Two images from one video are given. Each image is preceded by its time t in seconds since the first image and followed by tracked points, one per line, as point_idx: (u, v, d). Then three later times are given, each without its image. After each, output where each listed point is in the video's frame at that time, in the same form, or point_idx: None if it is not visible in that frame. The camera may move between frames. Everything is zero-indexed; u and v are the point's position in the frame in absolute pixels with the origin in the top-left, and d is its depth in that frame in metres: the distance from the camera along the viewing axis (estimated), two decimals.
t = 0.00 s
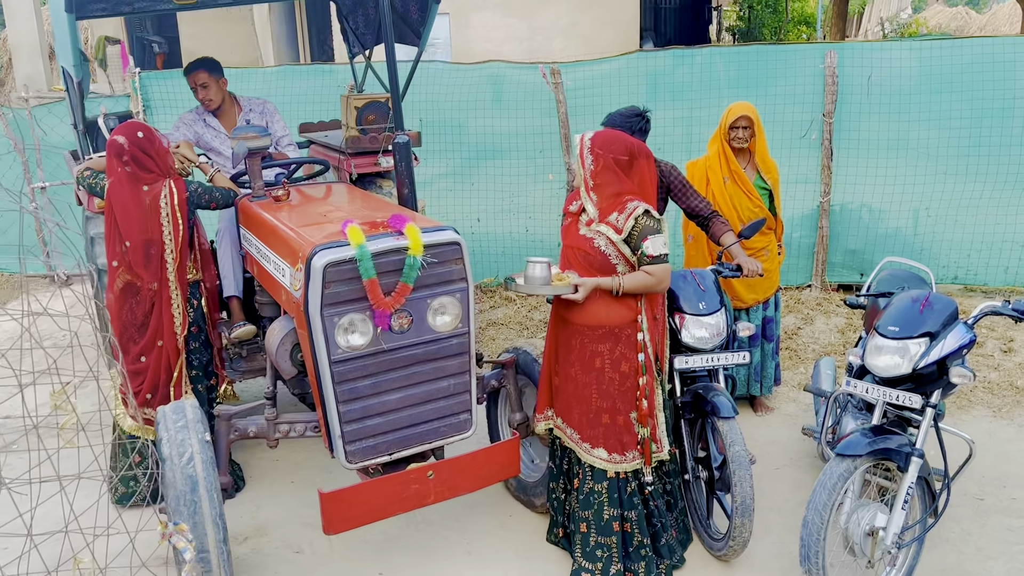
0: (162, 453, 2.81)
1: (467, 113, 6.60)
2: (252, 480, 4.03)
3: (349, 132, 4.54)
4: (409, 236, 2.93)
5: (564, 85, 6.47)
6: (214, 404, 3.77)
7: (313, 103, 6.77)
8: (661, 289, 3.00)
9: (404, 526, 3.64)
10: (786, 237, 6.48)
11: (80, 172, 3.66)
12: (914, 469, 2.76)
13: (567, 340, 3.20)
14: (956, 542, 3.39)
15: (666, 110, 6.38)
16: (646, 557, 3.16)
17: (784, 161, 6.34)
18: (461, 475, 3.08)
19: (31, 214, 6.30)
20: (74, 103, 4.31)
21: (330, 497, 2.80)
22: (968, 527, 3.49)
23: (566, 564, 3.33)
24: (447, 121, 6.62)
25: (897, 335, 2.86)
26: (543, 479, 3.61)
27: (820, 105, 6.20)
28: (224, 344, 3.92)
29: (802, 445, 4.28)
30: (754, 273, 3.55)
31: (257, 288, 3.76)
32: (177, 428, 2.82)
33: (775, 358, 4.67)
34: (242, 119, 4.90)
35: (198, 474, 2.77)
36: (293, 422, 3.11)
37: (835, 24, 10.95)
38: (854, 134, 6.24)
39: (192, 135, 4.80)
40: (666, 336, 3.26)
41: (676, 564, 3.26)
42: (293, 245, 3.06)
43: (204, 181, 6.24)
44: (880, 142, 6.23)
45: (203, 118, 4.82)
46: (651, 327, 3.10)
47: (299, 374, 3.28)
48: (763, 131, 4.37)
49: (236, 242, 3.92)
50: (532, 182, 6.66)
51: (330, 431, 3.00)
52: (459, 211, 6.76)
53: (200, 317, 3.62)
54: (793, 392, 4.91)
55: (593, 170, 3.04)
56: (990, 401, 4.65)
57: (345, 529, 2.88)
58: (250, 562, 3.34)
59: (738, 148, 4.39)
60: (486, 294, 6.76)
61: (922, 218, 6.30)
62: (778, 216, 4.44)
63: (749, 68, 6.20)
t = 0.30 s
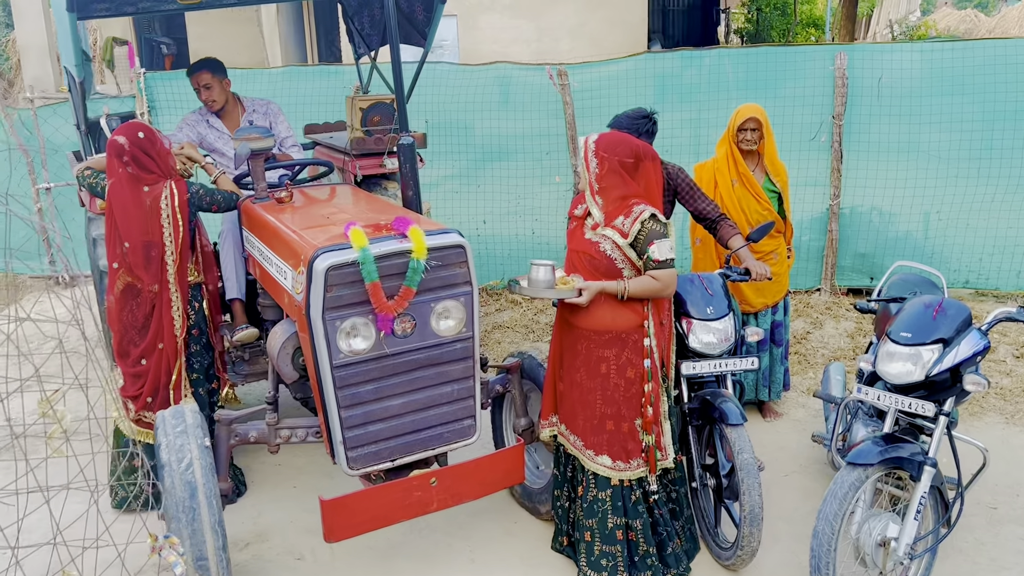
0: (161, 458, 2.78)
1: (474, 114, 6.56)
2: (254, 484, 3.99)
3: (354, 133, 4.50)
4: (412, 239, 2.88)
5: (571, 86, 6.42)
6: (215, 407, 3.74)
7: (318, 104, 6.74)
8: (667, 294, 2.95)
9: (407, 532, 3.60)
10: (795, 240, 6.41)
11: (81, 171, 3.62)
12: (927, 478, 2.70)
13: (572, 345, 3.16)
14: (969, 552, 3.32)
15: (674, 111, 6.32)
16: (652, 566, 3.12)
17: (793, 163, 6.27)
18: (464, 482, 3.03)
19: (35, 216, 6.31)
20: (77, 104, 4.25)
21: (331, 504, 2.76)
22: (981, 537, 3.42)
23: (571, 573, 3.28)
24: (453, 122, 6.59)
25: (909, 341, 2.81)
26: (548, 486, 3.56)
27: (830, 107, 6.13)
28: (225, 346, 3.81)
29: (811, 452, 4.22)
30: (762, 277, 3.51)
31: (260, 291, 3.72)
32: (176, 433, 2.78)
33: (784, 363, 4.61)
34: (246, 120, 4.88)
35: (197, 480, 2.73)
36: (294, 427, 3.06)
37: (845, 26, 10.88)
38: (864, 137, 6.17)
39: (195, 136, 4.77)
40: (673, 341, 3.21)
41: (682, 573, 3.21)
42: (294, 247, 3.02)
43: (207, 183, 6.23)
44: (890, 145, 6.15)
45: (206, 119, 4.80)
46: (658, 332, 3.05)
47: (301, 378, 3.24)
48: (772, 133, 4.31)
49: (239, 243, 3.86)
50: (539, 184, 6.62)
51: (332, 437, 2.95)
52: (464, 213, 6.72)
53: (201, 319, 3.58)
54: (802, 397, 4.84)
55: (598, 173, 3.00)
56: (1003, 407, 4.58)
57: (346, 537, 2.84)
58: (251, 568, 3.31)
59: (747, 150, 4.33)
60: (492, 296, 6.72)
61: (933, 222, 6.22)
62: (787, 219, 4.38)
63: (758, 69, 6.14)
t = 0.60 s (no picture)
0: (160, 464, 2.74)
1: (483, 115, 6.51)
2: (258, 489, 3.95)
3: (361, 134, 4.46)
4: (416, 242, 2.83)
5: (581, 87, 6.36)
6: (219, 412, 3.71)
7: (326, 104, 6.70)
8: (678, 299, 2.90)
9: (411, 540, 3.55)
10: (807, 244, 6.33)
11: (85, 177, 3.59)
12: (944, 490, 2.62)
13: (581, 351, 3.10)
14: (986, 565, 3.24)
15: (685, 113, 6.25)
16: None
17: (805, 165, 6.19)
18: (469, 490, 2.97)
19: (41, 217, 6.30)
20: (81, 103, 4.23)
21: (333, 512, 2.71)
22: (998, 549, 3.34)
23: None
24: (461, 123, 6.54)
25: (926, 349, 2.73)
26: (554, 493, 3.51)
27: (843, 109, 6.04)
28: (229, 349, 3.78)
29: (824, 460, 4.14)
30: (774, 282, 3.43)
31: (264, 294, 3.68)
32: (177, 438, 2.75)
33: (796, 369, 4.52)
34: (251, 120, 4.84)
35: (197, 487, 2.69)
36: (297, 433, 3.01)
37: (857, 28, 10.77)
38: (878, 139, 6.08)
39: (199, 137, 4.73)
40: (683, 347, 3.14)
41: None
42: (298, 249, 2.98)
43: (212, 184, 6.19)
44: (904, 147, 6.06)
45: (211, 119, 4.76)
46: (669, 338, 2.99)
47: (304, 383, 3.20)
48: (785, 135, 4.24)
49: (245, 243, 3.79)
50: (548, 186, 6.56)
51: (334, 443, 2.91)
52: (472, 215, 6.66)
53: (204, 322, 3.54)
54: (815, 404, 4.77)
55: (606, 175, 2.96)
56: (1020, 416, 4.48)
57: (348, 546, 2.78)
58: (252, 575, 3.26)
59: (759, 152, 4.26)
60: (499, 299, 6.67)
61: (948, 225, 6.13)
62: (800, 222, 4.30)
63: (771, 70, 6.07)
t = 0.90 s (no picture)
0: (160, 468, 2.72)
1: (493, 116, 6.46)
2: (263, 493, 3.94)
3: (370, 135, 4.44)
4: (420, 246, 2.79)
5: (591, 89, 6.29)
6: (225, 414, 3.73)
7: (336, 105, 6.68)
8: (686, 305, 2.86)
9: (415, 546, 3.51)
10: (821, 247, 6.24)
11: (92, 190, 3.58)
12: (957, 502, 2.56)
13: (587, 356, 3.06)
14: None
15: (697, 114, 6.18)
16: None
17: (819, 168, 6.11)
18: (472, 497, 2.93)
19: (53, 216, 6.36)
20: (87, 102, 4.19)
21: (333, 518, 2.68)
22: (1014, 562, 3.26)
23: None
24: (472, 124, 6.50)
25: (939, 357, 2.66)
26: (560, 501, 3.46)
27: (858, 111, 5.96)
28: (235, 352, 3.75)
29: (836, 468, 4.07)
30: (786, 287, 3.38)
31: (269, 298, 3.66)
32: (177, 442, 2.73)
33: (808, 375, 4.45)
34: (258, 120, 4.81)
35: (196, 491, 2.67)
36: (299, 437, 2.97)
37: (875, 28, 10.65)
38: (894, 141, 5.99)
39: (207, 137, 4.72)
40: (691, 353, 3.09)
41: None
42: (301, 251, 2.95)
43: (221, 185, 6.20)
44: (920, 149, 5.96)
45: (218, 119, 4.76)
46: (677, 344, 2.94)
47: (307, 387, 3.17)
48: (797, 137, 4.17)
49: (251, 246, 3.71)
50: (558, 188, 6.51)
51: (336, 449, 2.88)
52: (482, 216, 6.63)
53: (208, 324, 3.56)
54: (827, 410, 4.69)
55: (613, 177, 2.91)
56: None
57: (349, 552, 2.75)
58: None
59: (771, 154, 4.19)
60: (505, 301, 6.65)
61: (965, 229, 6.03)
62: (813, 226, 4.23)
63: (785, 71, 5.99)
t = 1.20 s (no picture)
0: (162, 468, 2.74)
1: (507, 116, 6.45)
2: (271, 493, 3.96)
3: (380, 135, 4.44)
4: (421, 247, 2.78)
5: (605, 89, 6.23)
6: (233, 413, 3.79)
7: (350, 106, 6.71)
8: (691, 309, 2.82)
9: (418, 548, 3.51)
10: (838, 250, 6.14)
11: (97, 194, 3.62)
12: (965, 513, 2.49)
13: (592, 359, 3.04)
14: None
15: (712, 115, 6.12)
16: None
17: (835, 169, 6.02)
18: (473, 501, 2.92)
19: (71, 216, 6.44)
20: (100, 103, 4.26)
21: (332, 520, 2.68)
22: None
23: None
24: (485, 124, 6.48)
25: (948, 364, 2.60)
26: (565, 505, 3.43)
27: (876, 112, 5.87)
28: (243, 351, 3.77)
29: (847, 475, 4.01)
30: (796, 291, 3.32)
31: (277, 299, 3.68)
32: (179, 443, 2.74)
33: (822, 380, 4.37)
34: (270, 120, 4.84)
35: (197, 492, 2.68)
36: (302, 438, 2.97)
37: (900, 27, 10.48)
38: (913, 142, 5.88)
39: (218, 137, 4.76)
40: (697, 358, 3.05)
41: None
42: (305, 253, 2.96)
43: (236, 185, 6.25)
44: (940, 151, 5.85)
45: (231, 120, 4.79)
46: (683, 349, 2.90)
47: (310, 389, 3.17)
48: (811, 139, 4.10)
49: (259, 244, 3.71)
50: (572, 189, 6.48)
51: (337, 451, 2.88)
52: (495, 217, 6.62)
53: (216, 325, 3.61)
54: (841, 416, 4.62)
55: (618, 179, 2.89)
56: None
57: (348, 554, 2.75)
58: None
59: (784, 156, 4.13)
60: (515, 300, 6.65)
61: (985, 232, 5.91)
62: (827, 228, 4.17)
63: (802, 71, 5.91)
